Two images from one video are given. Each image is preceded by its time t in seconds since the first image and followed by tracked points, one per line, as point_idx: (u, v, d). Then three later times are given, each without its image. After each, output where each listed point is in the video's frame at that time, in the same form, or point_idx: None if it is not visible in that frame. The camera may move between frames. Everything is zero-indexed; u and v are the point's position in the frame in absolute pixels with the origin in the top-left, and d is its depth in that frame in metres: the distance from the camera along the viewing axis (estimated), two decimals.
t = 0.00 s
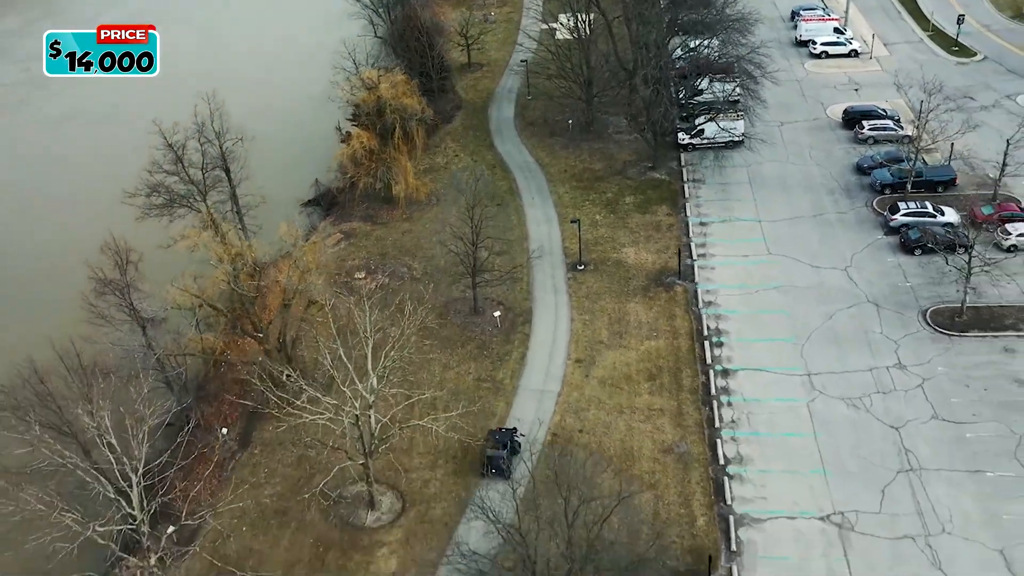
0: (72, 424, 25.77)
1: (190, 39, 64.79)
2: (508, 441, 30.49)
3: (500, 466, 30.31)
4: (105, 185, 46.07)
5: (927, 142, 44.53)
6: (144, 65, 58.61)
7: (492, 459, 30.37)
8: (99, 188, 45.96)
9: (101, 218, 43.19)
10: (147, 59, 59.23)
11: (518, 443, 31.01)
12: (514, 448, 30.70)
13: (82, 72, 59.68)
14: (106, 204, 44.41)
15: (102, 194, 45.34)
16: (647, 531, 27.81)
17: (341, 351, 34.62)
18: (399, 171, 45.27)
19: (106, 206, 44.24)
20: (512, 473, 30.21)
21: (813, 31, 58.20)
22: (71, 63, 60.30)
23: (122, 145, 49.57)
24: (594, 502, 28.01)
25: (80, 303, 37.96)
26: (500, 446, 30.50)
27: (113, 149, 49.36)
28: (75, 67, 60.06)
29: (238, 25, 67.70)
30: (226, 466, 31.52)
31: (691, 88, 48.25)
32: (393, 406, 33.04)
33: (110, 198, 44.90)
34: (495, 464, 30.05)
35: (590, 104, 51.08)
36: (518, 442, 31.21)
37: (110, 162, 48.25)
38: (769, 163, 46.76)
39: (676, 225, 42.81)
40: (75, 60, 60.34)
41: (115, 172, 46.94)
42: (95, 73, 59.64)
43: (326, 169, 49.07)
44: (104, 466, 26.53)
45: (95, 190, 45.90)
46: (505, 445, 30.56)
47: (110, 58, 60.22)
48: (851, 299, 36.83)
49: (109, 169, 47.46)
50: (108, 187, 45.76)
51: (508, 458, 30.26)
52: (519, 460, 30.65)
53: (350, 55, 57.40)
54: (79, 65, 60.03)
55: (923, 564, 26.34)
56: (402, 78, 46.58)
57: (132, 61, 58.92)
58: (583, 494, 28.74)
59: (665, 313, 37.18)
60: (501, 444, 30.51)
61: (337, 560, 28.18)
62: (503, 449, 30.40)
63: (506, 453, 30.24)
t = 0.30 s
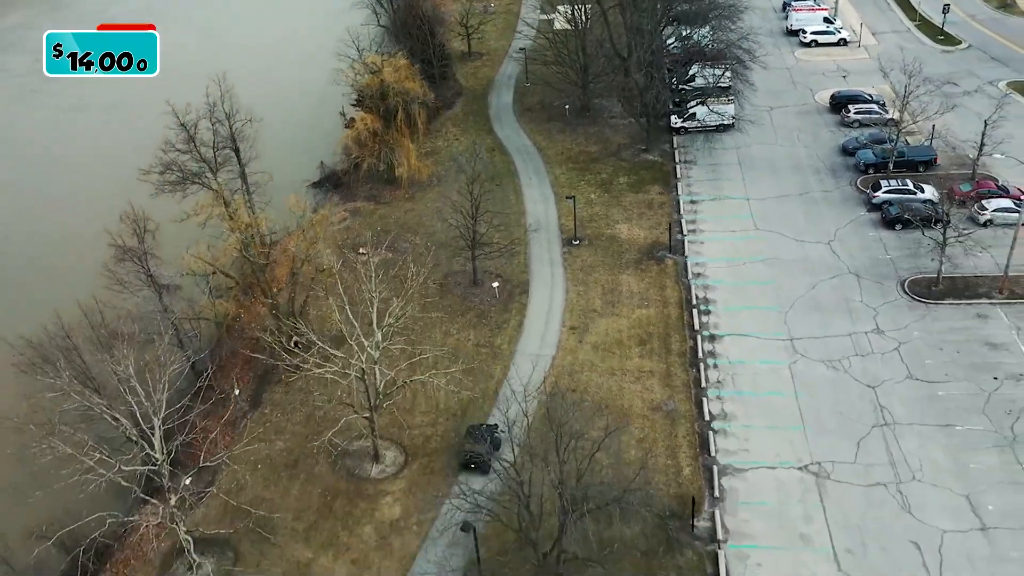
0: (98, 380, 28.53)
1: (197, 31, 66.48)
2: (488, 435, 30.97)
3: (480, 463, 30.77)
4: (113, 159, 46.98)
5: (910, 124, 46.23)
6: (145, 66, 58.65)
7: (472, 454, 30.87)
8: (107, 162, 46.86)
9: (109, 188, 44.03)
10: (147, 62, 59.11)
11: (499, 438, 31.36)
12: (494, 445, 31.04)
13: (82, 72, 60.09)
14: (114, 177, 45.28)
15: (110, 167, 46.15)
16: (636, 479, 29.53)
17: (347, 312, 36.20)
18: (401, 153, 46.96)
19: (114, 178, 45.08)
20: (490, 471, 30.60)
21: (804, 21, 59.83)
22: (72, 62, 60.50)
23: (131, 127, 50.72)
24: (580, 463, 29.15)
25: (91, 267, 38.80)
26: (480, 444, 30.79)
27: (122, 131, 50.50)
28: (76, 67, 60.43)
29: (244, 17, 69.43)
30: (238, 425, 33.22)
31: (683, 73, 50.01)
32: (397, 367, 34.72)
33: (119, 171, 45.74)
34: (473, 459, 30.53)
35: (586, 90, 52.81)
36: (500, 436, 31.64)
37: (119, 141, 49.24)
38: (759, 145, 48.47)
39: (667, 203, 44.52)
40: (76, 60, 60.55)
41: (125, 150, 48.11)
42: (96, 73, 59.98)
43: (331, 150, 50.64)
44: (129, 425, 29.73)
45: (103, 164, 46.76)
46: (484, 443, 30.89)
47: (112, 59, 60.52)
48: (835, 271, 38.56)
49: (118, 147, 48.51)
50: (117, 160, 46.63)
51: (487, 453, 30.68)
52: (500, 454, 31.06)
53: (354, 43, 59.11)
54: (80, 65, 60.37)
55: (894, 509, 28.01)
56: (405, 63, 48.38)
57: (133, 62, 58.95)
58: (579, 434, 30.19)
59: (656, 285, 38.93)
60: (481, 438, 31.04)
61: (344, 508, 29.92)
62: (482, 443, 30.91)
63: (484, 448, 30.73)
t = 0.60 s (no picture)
0: (115, 343, 30.16)
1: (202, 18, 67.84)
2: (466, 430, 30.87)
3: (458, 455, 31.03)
4: (122, 144, 48.28)
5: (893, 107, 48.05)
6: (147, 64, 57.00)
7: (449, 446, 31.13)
8: (114, 146, 48.06)
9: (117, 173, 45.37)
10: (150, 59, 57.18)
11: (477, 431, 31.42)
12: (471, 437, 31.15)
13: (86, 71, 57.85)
14: (122, 160, 46.53)
15: (118, 152, 47.40)
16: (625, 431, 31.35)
17: (353, 280, 38.04)
18: (404, 134, 48.69)
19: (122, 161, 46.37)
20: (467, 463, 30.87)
21: (795, 11, 61.50)
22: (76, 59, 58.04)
23: (138, 112, 51.90)
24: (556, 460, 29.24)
25: (98, 245, 40.16)
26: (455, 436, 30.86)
27: (129, 116, 51.73)
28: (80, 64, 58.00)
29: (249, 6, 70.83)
30: (249, 387, 35.05)
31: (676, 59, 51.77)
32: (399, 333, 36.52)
33: (127, 155, 46.97)
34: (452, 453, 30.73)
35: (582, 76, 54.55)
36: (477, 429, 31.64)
37: (127, 126, 50.47)
38: (748, 129, 50.26)
39: (659, 183, 46.30)
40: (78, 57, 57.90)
41: (133, 135, 49.39)
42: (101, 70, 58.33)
43: (336, 134, 52.37)
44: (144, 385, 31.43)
45: (111, 147, 47.98)
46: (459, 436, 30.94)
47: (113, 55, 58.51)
48: (818, 244, 40.40)
49: (127, 130, 49.77)
50: (125, 146, 47.89)
51: (465, 447, 30.78)
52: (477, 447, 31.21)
53: (357, 31, 60.78)
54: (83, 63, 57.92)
55: (868, 459, 29.75)
56: (407, 50, 50.24)
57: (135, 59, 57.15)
58: (573, 388, 31.93)
59: (647, 258, 40.68)
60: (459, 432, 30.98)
61: (350, 460, 31.75)
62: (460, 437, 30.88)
63: (462, 442, 30.75)
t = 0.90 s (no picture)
0: (140, 306, 32.17)
1: (209, 8, 69.70)
2: (443, 427, 30.83)
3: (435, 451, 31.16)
4: (133, 135, 49.84)
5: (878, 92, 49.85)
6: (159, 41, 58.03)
7: (427, 443, 31.13)
8: (125, 138, 49.64)
9: (127, 162, 46.85)
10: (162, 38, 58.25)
11: (455, 427, 31.67)
12: (450, 432, 31.33)
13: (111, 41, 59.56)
14: (131, 148, 47.99)
15: (128, 144, 48.96)
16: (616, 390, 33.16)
17: (358, 251, 39.84)
18: (406, 117, 50.36)
19: (132, 150, 47.87)
20: (446, 458, 31.12)
21: (786, 2, 63.34)
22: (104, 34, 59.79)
23: (147, 101, 53.36)
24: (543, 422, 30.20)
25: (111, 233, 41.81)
26: (435, 433, 30.93)
27: (138, 105, 53.19)
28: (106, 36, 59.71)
29: None
30: (260, 351, 36.91)
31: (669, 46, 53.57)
32: (402, 302, 38.30)
33: (137, 143, 48.48)
34: (429, 450, 30.74)
35: (579, 63, 56.34)
36: (454, 424, 31.67)
37: (136, 116, 51.97)
38: (739, 113, 52.08)
39: (652, 163, 48.10)
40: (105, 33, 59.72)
41: (141, 126, 50.99)
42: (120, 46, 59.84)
43: (340, 117, 54.12)
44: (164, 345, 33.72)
45: (123, 139, 49.59)
46: (439, 432, 31.04)
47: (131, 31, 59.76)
48: (803, 220, 42.19)
49: (135, 121, 51.31)
50: (135, 137, 49.42)
51: (441, 444, 30.81)
52: (453, 444, 31.36)
53: (361, 21, 62.62)
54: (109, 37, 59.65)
55: (844, 414, 31.59)
56: (409, 36, 52.04)
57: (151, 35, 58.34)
58: (568, 348, 33.76)
59: (639, 233, 42.51)
60: (436, 429, 30.92)
61: (356, 417, 33.55)
62: (437, 434, 30.80)
63: (440, 439, 30.77)
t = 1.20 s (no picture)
0: (155, 275, 33.86)
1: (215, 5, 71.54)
2: (423, 422, 31.38)
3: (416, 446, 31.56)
4: (133, 133, 50.30)
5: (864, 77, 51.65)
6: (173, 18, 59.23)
7: (408, 439, 31.49)
8: (125, 137, 49.98)
9: (127, 161, 47.18)
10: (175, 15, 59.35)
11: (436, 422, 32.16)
12: (431, 428, 31.76)
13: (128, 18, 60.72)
14: (132, 149, 48.40)
15: (129, 143, 49.29)
16: (607, 355, 34.99)
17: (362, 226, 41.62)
18: (408, 101, 51.97)
19: (134, 148, 48.46)
20: (427, 453, 31.54)
21: None
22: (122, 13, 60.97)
23: (148, 100, 53.78)
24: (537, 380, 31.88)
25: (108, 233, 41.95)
26: (417, 429, 31.32)
27: (139, 104, 53.55)
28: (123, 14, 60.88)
29: None
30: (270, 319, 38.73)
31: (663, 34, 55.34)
32: (405, 274, 40.06)
33: (137, 142, 49.03)
34: (411, 445, 31.16)
35: (576, 51, 58.11)
36: (433, 419, 32.27)
37: (136, 115, 52.40)
38: (730, 98, 53.86)
39: (646, 146, 49.88)
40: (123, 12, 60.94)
41: (141, 125, 51.48)
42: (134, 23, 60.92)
43: (344, 103, 55.81)
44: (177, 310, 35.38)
45: (121, 140, 49.85)
46: (420, 428, 31.42)
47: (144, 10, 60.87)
48: (789, 197, 44.03)
49: (134, 120, 51.75)
50: (136, 136, 49.83)
51: (423, 439, 31.30)
52: (434, 438, 31.90)
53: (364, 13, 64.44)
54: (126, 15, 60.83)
55: (823, 374, 33.40)
56: (410, 24, 53.83)
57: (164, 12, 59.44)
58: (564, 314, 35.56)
59: (632, 211, 44.32)
60: (416, 425, 31.39)
61: (361, 379, 35.36)
62: (418, 430, 31.29)
63: (421, 434, 31.27)
